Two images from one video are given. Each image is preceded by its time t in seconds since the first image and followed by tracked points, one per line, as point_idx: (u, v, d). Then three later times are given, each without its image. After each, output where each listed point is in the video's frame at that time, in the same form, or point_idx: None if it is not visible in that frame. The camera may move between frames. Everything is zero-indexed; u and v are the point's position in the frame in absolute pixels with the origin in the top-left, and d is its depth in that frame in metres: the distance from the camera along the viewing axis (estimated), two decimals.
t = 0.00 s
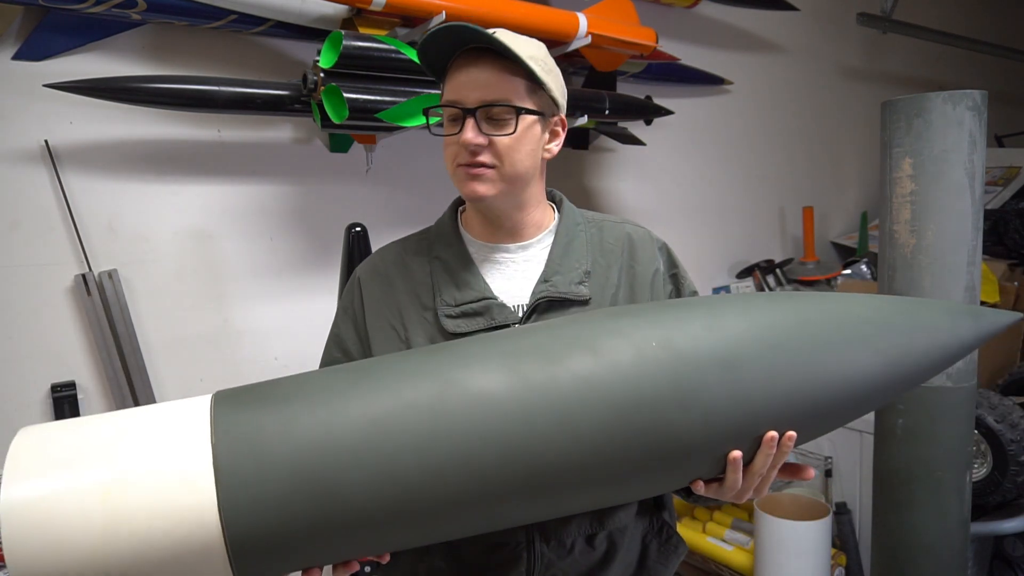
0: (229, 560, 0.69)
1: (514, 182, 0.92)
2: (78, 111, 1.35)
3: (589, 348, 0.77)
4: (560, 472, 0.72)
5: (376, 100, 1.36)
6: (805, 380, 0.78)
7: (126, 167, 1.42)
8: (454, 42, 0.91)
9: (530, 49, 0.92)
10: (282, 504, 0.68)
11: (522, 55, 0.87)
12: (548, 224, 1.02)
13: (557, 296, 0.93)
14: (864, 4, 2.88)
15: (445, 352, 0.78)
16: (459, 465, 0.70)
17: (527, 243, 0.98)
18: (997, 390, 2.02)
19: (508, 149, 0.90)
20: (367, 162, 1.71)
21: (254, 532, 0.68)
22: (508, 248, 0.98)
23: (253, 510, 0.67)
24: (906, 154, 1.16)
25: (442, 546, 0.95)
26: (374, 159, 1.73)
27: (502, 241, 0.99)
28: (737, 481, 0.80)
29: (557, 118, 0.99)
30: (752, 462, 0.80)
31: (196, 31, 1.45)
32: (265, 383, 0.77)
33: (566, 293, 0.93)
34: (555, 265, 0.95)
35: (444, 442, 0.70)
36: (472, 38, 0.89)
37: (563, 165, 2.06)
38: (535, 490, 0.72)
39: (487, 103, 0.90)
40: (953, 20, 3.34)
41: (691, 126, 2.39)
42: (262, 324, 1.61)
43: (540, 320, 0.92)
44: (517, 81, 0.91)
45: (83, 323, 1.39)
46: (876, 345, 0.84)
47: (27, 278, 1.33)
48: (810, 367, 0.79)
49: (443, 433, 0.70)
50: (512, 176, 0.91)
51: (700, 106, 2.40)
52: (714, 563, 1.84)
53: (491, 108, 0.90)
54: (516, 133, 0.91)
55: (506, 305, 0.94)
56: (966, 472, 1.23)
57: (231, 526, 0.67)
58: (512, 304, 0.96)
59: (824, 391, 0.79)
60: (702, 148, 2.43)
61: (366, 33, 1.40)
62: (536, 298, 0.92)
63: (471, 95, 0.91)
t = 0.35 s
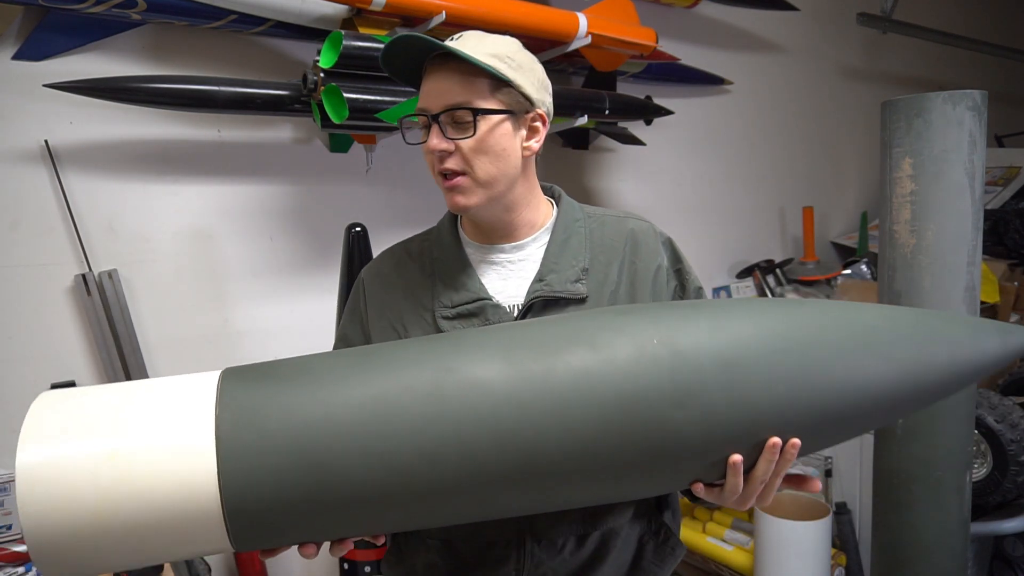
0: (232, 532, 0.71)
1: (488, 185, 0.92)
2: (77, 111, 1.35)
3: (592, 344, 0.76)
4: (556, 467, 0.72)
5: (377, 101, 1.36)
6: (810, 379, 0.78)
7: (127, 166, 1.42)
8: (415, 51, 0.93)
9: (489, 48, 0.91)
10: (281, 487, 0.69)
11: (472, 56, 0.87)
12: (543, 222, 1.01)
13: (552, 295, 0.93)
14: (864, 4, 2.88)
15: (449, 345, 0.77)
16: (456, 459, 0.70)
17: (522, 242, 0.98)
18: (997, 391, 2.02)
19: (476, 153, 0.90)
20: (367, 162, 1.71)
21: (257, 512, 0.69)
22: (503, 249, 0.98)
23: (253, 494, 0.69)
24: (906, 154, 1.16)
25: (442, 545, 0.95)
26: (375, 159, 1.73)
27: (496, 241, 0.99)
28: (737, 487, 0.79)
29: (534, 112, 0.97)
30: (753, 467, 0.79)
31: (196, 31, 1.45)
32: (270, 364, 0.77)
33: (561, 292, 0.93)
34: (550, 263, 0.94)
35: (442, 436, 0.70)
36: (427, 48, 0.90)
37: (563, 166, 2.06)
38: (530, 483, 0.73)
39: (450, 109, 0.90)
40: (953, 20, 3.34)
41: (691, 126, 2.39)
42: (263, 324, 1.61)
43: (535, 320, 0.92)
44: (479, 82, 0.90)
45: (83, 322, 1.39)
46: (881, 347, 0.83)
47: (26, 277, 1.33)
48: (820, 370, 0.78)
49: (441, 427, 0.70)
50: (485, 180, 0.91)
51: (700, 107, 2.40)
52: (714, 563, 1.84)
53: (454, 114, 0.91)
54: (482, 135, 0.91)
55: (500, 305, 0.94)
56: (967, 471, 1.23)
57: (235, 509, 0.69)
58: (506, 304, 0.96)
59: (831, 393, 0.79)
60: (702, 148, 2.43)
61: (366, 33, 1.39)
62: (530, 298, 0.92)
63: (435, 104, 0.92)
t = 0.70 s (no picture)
0: (217, 510, 0.73)
1: (469, 184, 0.93)
2: (77, 110, 1.35)
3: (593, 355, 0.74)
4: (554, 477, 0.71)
5: (377, 101, 1.36)
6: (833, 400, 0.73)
7: (126, 166, 1.41)
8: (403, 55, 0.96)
9: (472, 48, 0.92)
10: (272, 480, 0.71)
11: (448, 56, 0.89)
12: (538, 224, 1.00)
13: (543, 299, 0.92)
14: (864, 3, 2.88)
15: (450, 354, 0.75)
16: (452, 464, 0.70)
17: (515, 242, 0.98)
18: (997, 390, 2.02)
19: (455, 153, 0.92)
20: (367, 162, 1.70)
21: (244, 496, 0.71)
22: (496, 250, 0.98)
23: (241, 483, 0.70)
24: (906, 154, 1.16)
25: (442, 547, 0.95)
26: (375, 159, 1.73)
27: (491, 241, 0.99)
28: (738, 518, 0.77)
29: (522, 111, 0.96)
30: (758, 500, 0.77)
31: (196, 31, 1.45)
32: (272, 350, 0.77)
33: (553, 295, 0.92)
34: (543, 266, 0.94)
35: (437, 442, 0.70)
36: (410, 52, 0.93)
37: (563, 166, 2.06)
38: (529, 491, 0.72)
39: (431, 111, 0.93)
40: (953, 19, 3.34)
41: (691, 126, 2.39)
42: (263, 324, 1.62)
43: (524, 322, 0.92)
44: (459, 83, 0.92)
45: (83, 322, 1.39)
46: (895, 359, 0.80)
47: (26, 278, 1.33)
48: (839, 396, 0.73)
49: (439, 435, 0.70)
50: (465, 179, 0.93)
51: (700, 106, 2.40)
52: (714, 563, 1.84)
53: (436, 115, 0.93)
54: (462, 135, 0.92)
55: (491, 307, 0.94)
56: (966, 472, 1.23)
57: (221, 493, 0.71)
58: (496, 303, 0.96)
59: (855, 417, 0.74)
60: (702, 148, 2.43)
61: (366, 33, 1.39)
62: (521, 300, 0.92)
63: (419, 106, 0.95)
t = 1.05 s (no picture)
0: (206, 477, 0.74)
1: (465, 180, 0.93)
2: (77, 110, 1.35)
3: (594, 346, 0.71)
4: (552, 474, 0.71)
5: (377, 101, 1.36)
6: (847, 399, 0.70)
7: (126, 166, 1.42)
8: (397, 54, 0.97)
9: (463, 45, 0.93)
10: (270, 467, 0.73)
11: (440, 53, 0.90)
12: (537, 221, 0.99)
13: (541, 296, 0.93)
14: (864, 4, 2.88)
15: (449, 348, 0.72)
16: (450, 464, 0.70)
17: (512, 241, 0.98)
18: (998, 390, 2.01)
19: (450, 150, 0.93)
20: (367, 162, 1.70)
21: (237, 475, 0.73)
22: (494, 248, 0.98)
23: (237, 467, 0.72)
24: (906, 154, 1.16)
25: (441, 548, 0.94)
26: (374, 159, 1.73)
27: (488, 240, 0.99)
28: (731, 501, 0.73)
29: (515, 107, 0.96)
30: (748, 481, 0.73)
31: (196, 31, 1.45)
32: (264, 325, 0.75)
33: (551, 293, 0.93)
34: (540, 264, 0.94)
35: (436, 443, 0.70)
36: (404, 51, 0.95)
37: (563, 166, 2.06)
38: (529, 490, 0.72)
39: (424, 109, 0.94)
40: (953, 20, 3.34)
41: (691, 126, 2.39)
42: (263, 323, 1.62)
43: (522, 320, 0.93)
44: (452, 80, 0.93)
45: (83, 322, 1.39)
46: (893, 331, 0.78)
47: (26, 278, 1.33)
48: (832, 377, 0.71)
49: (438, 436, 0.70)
50: (460, 176, 0.94)
51: (700, 107, 2.40)
52: (715, 563, 1.85)
53: (430, 112, 0.94)
54: (456, 131, 0.93)
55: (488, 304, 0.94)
56: (967, 471, 1.23)
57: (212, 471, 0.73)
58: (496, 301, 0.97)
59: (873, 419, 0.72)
60: (702, 148, 2.43)
61: (366, 33, 1.39)
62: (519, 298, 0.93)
63: (414, 104, 0.96)
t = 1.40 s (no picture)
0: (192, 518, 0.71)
1: (521, 159, 0.93)
2: (77, 110, 1.35)
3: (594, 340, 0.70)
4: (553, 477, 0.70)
5: (377, 100, 1.36)
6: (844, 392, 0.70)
7: (126, 166, 1.42)
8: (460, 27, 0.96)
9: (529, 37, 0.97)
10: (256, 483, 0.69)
11: (528, 37, 0.92)
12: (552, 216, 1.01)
13: (550, 288, 0.91)
14: (864, 4, 2.88)
15: (455, 345, 0.71)
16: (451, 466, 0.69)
17: (523, 234, 0.98)
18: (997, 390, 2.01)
19: (511, 127, 0.92)
20: (367, 162, 1.70)
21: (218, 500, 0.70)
22: (504, 242, 0.98)
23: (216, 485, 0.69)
24: (907, 154, 1.16)
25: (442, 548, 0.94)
26: (374, 159, 1.73)
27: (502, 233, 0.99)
28: (715, 484, 0.71)
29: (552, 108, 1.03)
30: (729, 462, 0.71)
31: (196, 31, 1.45)
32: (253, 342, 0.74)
33: (560, 285, 0.91)
34: (549, 256, 0.93)
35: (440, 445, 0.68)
36: (476, 22, 0.94)
37: (563, 166, 2.06)
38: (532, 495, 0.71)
39: (492, 80, 0.93)
40: (953, 20, 3.34)
41: (691, 126, 2.39)
42: (262, 324, 1.61)
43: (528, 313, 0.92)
44: (519, 65, 0.95)
45: (83, 323, 1.39)
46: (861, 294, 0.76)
47: (26, 278, 1.33)
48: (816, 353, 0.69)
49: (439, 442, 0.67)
50: (517, 154, 0.93)
51: (700, 107, 2.40)
52: (714, 563, 1.85)
53: (495, 87, 0.93)
54: (521, 112, 0.93)
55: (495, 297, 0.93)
56: (967, 471, 1.23)
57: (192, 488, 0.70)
58: (502, 295, 0.96)
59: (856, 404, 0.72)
60: (702, 148, 2.43)
61: (366, 33, 1.39)
62: (527, 289, 0.91)
63: (475, 75, 0.94)
